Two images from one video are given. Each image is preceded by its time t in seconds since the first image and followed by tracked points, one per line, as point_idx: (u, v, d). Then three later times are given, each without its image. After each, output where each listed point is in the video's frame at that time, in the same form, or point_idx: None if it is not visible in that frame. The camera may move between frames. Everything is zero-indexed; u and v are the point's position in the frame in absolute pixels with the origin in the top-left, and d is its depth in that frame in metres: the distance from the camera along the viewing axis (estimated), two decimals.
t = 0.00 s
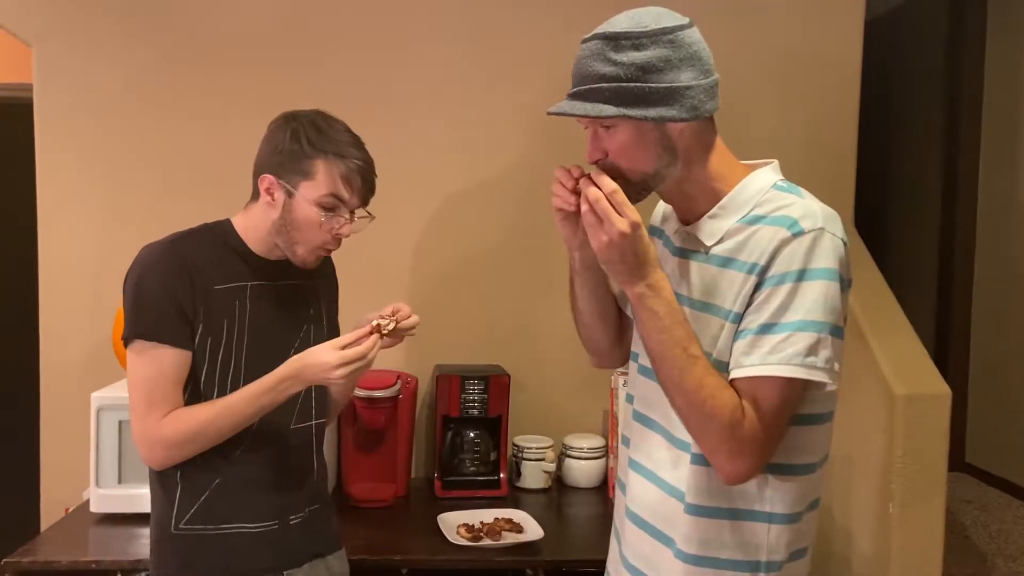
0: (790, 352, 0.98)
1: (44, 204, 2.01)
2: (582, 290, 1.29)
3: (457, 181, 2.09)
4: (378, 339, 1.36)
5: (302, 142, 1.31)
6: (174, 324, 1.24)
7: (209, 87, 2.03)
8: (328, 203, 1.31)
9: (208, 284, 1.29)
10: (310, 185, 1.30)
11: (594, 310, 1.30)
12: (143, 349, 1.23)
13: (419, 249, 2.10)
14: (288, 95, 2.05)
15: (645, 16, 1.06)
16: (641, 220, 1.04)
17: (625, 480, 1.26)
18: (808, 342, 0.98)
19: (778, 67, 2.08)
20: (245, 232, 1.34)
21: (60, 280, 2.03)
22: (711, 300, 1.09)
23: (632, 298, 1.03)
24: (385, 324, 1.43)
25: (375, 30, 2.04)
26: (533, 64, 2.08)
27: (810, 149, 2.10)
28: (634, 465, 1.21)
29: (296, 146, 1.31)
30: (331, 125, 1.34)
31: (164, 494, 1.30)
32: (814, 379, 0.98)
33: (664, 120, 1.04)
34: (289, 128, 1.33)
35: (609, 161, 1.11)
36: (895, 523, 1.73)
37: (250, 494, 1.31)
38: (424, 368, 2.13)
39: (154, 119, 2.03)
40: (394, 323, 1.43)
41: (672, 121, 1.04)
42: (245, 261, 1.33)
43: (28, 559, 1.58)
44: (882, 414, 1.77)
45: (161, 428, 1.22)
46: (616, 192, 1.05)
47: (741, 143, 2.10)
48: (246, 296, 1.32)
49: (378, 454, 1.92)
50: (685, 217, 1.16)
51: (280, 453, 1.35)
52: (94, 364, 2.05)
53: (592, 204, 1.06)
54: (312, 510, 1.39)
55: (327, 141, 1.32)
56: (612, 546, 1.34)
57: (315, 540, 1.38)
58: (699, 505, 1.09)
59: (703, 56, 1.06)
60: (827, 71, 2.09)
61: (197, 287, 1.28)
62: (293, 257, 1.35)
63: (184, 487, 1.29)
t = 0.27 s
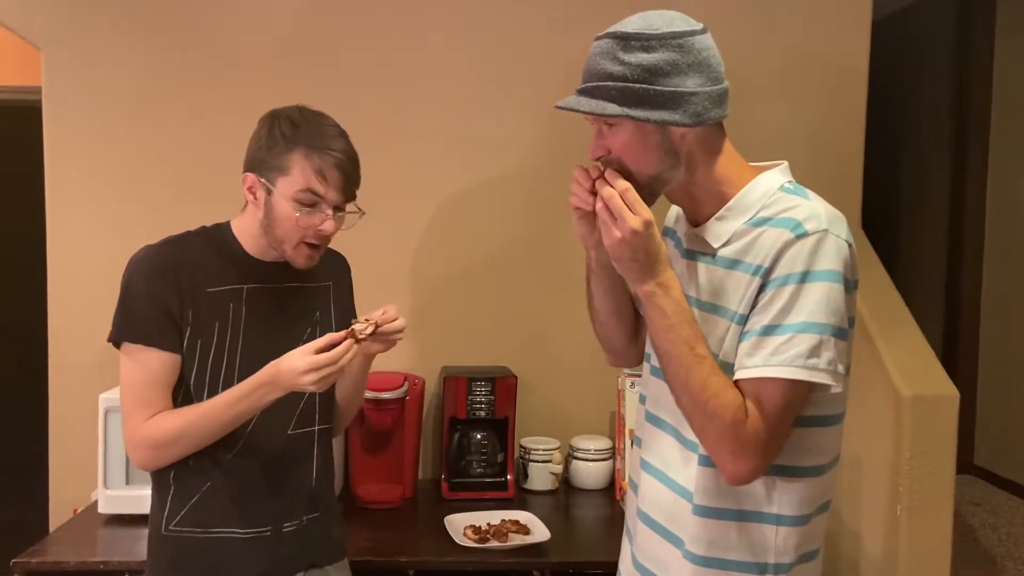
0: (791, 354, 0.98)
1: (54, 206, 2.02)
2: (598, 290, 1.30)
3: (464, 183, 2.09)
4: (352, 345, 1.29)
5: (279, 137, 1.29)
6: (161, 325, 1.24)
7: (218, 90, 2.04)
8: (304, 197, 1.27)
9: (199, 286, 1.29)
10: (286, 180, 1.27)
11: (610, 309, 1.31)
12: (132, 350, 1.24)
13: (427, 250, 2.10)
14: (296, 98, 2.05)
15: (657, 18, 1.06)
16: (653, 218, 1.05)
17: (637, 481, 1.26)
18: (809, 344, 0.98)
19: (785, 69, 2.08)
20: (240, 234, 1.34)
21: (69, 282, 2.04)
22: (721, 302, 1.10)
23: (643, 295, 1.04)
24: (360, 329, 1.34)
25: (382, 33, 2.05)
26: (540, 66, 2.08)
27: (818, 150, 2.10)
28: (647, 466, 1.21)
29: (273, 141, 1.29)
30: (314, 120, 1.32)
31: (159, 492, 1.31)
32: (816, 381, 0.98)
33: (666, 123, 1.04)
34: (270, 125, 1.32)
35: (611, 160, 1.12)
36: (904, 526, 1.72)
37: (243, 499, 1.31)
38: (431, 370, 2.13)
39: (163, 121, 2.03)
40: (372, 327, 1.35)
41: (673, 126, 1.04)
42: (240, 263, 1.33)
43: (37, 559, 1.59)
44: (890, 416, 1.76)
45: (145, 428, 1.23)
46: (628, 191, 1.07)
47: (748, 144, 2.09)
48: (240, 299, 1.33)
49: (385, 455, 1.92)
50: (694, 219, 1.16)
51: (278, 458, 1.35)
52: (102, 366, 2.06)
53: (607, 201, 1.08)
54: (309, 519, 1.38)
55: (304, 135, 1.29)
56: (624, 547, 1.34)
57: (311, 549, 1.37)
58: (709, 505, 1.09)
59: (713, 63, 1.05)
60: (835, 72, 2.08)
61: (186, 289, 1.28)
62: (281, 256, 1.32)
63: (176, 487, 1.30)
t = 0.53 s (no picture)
0: (801, 355, 0.97)
1: (63, 208, 2.03)
2: (613, 287, 1.30)
3: (471, 184, 2.10)
4: (344, 347, 1.28)
5: (271, 138, 1.29)
6: (161, 327, 1.25)
7: (226, 92, 2.04)
8: (296, 200, 1.27)
9: (198, 289, 1.30)
10: (278, 182, 1.27)
11: (624, 307, 1.31)
12: (134, 352, 1.25)
13: (433, 252, 2.10)
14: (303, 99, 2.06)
15: (668, 25, 1.06)
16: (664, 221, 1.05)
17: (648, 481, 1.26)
18: (820, 346, 0.97)
19: (793, 70, 2.08)
20: (239, 233, 1.35)
21: (78, 284, 2.05)
22: (731, 303, 1.10)
23: (655, 296, 1.05)
24: (352, 332, 1.33)
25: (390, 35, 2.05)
26: (547, 68, 2.08)
27: (826, 151, 2.09)
28: (658, 466, 1.21)
29: (265, 142, 1.29)
30: (308, 120, 1.31)
31: (163, 490, 1.32)
32: (825, 382, 0.98)
33: (674, 130, 1.04)
34: (264, 124, 1.31)
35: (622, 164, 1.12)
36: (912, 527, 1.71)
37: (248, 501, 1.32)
38: (438, 371, 2.13)
39: (170, 123, 2.04)
40: (365, 329, 1.34)
41: (681, 134, 1.05)
42: (245, 266, 1.34)
43: (46, 559, 1.59)
44: (899, 417, 1.76)
45: (144, 430, 1.23)
46: (641, 193, 1.07)
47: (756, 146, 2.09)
48: (241, 300, 1.33)
49: (392, 456, 1.93)
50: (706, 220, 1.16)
51: (284, 460, 1.35)
52: (111, 367, 2.07)
53: (621, 201, 1.08)
54: (314, 522, 1.38)
55: (296, 137, 1.28)
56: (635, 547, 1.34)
57: (314, 553, 1.37)
58: (724, 507, 1.09)
59: (723, 71, 1.05)
60: (843, 73, 2.08)
61: (186, 291, 1.29)
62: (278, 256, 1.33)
63: (180, 487, 1.31)
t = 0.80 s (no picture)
0: (806, 356, 0.97)
1: (70, 210, 2.04)
2: (621, 286, 1.31)
3: (477, 185, 2.10)
4: (351, 353, 1.29)
5: (277, 142, 1.29)
6: (165, 331, 1.25)
7: (233, 95, 2.05)
8: (303, 206, 1.27)
9: (202, 292, 1.30)
10: (285, 187, 1.27)
11: (633, 307, 1.31)
12: (141, 358, 1.25)
13: (439, 253, 2.10)
14: (309, 101, 2.06)
15: (675, 30, 1.06)
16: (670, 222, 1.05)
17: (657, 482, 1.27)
18: (826, 347, 0.97)
19: (799, 70, 2.08)
20: (244, 237, 1.35)
21: (85, 286, 2.06)
22: (739, 305, 1.10)
23: (661, 297, 1.05)
24: (360, 336, 1.34)
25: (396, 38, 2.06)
26: (553, 69, 2.08)
27: (831, 153, 2.09)
28: (666, 467, 1.21)
29: (271, 147, 1.29)
30: (313, 124, 1.31)
31: (175, 494, 1.33)
32: (831, 382, 0.97)
33: (686, 134, 1.04)
34: (268, 128, 1.31)
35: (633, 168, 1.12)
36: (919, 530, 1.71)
37: (258, 503, 1.33)
38: (443, 372, 2.13)
39: (177, 124, 2.04)
40: (372, 333, 1.35)
41: (693, 136, 1.05)
42: (251, 270, 1.34)
43: (53, 560, 1.60)
44: (905, 420, 1.75)
45: (155, 434, 1.24)
46: (649, 193, 1.07)
47: (761, 147, 2.09)
48: (247, 303, 1.33)
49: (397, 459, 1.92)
50: (716, 222, 1.16)
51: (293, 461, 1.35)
52: (118, 369, 2.07)
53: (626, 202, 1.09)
54: (324, 523, 1.38)
55: (302, 142, 1.28)
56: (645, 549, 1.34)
57: (323, 555, 1.37)
58: (733, 509, 1.09)
59: (731, 73, 1.05)
60: (849, 74, 2.08)
61: (191, 295, 1.29)
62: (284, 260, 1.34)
63: (191, 490, 1.32)
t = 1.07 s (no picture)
0: (811, 357, 0.97)
1: (74, 211, 2.04)
2: (625, 288, 1.31)
3: (480, 186, 2.10)
4: (366, 351, 1.28)
5: (289, 140, 1.29)
6: (174, 332, 1.25)
7: (236, 96, 2.05)
8: (314, 204, 1.28)
9: (209, 295, 1.30)
10: (297, 185, 1.28)
11: (638, 308, 1.31)
12: (151, 360, 1.24)
13: (442, 254, 2.10)
14: (312, 102, 2.06)
15: (677, 32, 1.06)
16: (672, 223, 1.05)
17: (660, 484, 1.26)
18: (832, 347, 0.97)
19: (802, 70, 2.07)
20: (250, 236, 1.35)
21: (88, 287, 2.06)
22: (744, 306, 1.10)
23: (665, 299, 1.05)
24: (375, 336, 1.35)
25: (399, 38, 2.06)
26: (555, 70, 2.08)
27: (835, 153, 2.09)
28: (671, 468, 1.21)
29: (283, 145, 1.29)
30: (325, 123, 1.31)
31: (184, 497, 1.32)
32: (837, 383, 0.97)
33: (689, 136, 1.04)
34: (280, 127, 1.31)
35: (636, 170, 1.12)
36: (923, 531, 1.71)
37: (270, 504, 1.33)
38: (446, 373, 2.13)
39: (180, 125, 2.04)
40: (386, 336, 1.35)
41: (696, 138, 1.04)
42: (254, 272, 1.33)
43: (56, 561, 1.60)
44: (910, 421, 1.75)
45: (167, 437, 1.23)
46: (652, 195, 1.07)
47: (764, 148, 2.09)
48: (253, 304, 1.33)
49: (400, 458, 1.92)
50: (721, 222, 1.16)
51: (306, 462, 1.36)
52: (121, 371, 2.07)
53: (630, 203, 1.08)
54: (334, 524, 1.39)
55: (314, 140, 1.28)
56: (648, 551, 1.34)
57: (333, 555, 1.37)
58: (740, 510, 1.09)
59: (734, 73, 1.05)
60: (852, 73, 2.07)
61: (200, 296, 1.29)
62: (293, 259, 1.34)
63: (200, 493, 1.31)
